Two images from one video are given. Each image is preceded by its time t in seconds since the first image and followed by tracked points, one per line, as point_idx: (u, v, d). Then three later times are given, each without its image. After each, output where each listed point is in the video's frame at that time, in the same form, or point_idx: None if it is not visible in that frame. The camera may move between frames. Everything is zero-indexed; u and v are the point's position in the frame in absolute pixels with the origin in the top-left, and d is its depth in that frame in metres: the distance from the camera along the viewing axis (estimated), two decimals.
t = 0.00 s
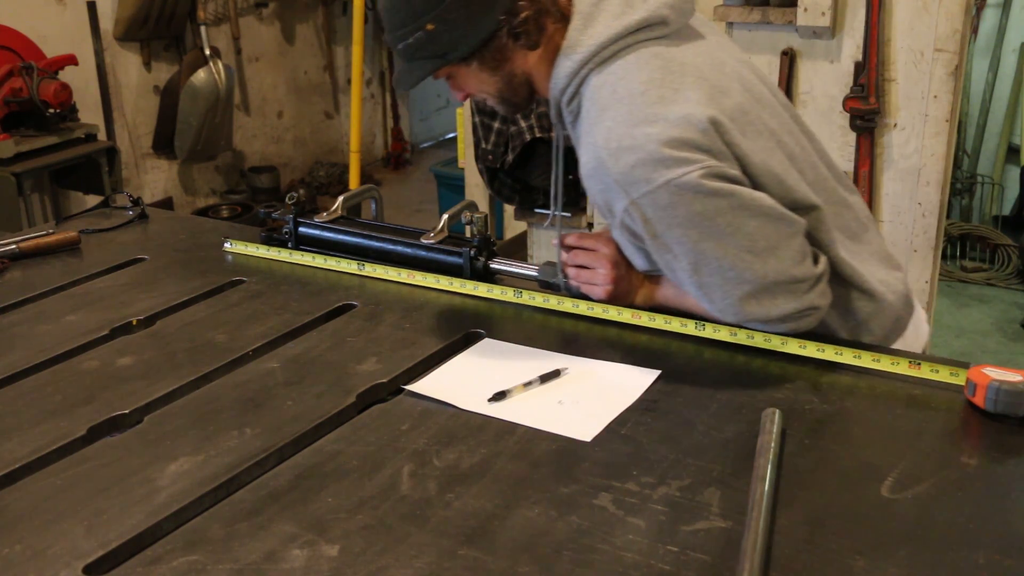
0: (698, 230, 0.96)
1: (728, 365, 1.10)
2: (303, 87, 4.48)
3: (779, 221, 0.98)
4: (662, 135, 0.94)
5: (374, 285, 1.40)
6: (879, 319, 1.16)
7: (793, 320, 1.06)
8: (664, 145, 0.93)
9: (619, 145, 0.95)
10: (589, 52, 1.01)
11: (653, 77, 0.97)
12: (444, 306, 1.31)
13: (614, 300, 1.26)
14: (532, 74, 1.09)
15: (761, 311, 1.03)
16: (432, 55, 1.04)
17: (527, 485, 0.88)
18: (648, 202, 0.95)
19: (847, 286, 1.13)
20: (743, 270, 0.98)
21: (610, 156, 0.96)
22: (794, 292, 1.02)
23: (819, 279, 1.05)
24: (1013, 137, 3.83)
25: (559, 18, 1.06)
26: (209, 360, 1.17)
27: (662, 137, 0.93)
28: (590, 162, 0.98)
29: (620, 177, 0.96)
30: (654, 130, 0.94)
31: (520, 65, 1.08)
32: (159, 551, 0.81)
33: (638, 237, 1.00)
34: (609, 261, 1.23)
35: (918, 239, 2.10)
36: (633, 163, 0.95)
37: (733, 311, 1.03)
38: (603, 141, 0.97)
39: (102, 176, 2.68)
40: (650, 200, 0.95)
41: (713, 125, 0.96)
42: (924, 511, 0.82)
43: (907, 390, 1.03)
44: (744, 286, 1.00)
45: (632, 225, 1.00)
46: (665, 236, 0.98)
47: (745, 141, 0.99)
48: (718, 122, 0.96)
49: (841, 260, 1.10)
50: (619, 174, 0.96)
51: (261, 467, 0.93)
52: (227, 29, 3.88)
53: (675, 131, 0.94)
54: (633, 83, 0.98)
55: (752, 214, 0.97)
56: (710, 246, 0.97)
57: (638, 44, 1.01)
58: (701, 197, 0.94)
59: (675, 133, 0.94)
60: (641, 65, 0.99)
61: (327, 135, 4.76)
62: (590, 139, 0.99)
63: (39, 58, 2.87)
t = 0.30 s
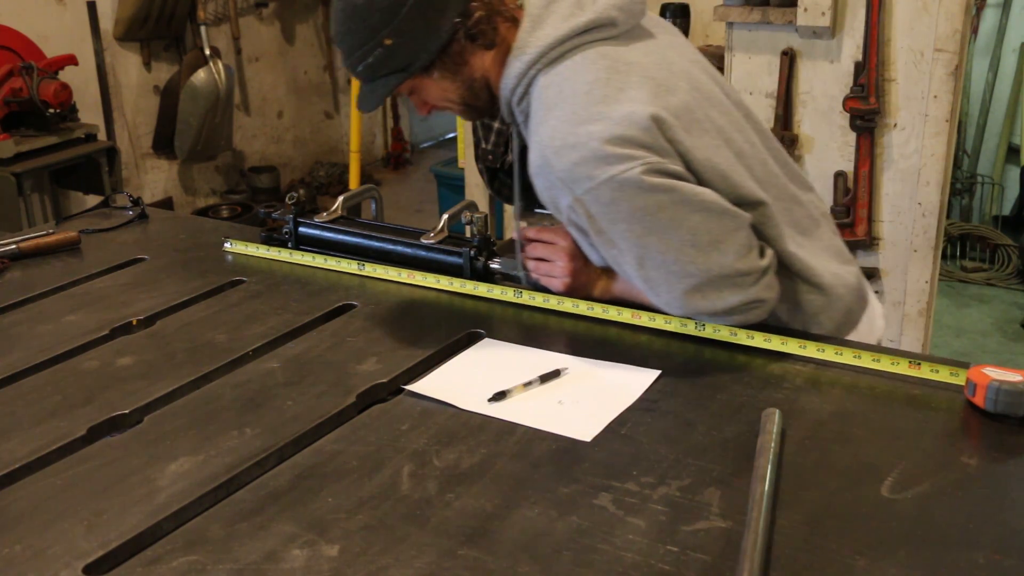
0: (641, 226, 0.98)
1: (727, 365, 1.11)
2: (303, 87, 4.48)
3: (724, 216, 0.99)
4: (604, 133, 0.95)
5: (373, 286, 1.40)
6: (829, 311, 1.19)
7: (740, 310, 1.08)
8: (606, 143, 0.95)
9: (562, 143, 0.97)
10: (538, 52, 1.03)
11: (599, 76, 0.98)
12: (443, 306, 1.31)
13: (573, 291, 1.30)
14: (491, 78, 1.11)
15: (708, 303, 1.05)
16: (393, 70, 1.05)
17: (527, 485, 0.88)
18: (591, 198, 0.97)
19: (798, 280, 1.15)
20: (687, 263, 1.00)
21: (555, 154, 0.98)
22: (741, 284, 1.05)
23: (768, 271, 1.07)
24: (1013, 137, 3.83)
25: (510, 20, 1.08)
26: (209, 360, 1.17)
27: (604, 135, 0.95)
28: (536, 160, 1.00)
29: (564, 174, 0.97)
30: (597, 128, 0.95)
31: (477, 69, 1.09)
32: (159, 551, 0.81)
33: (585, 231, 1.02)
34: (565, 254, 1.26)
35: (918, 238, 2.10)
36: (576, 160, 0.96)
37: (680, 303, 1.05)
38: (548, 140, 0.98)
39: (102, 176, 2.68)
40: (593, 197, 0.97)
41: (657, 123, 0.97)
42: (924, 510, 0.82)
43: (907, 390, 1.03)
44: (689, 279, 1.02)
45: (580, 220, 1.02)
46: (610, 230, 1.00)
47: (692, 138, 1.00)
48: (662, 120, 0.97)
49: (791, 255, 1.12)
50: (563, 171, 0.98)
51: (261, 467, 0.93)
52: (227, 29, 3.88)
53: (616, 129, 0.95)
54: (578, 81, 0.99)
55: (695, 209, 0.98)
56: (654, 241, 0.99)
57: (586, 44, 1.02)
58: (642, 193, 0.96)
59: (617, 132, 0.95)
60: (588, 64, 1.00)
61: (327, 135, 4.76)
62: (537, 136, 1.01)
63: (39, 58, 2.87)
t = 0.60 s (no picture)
0: (621, 195, 0.99)
1: (727, 365, 1.10)
2: (303, 87, 4.48)
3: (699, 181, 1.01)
4: (580, 107, 0.96)
5: (373, 285, 1.40)
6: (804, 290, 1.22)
7: (724, 282, 1.08)
8: (582, 117, 0.96)
9: (540, 120, 0.98)
10: (512, 37, 1.04)
11: (572, 56, 1.00)
12: (442, 306, 1.31)
13: (563, 287, 1.30)
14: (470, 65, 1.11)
15: (691, 274, 1.05)
16: (375, 62, 1.04)
17: (527, 485, 0.88)
18: (570, 171, 0.98)
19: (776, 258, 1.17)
20: (667, 232, 1.01)
21: (532, 132, 0.99)
22: (723, 252, 1.05)
23: (745, 239, 1.08)
24: (1013, 137, 3.83)
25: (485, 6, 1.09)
26: (210, 360, 1.17)
27: (580, 109, 0.96)
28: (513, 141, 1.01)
29: (542, 150, 0.98)
30: (573, 104, 0.97)
31: (456, 56, 1.10)
32: (159, 551, 0.81)
33: (566, 208, 1.02)
34: (551, 248, 1.27)
35: (918, 238, 2.10)
36: (552, 136, 0.97)
37: (662, 278, 1.05)
38: (525, 119, 1.00)
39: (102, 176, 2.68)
40: (572, 171, 0.98)
41: (630, 97, 0.99)
42: (923, 510, 0.82)
43: (907, 389, 1.03)
44: (670, 248, 1.02)
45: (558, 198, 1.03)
46: (591, 204, 1.00)
47: (664, 113, 1.02)
48: (635, 93, 0.99)
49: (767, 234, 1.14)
50: (541, 147, 0.99)
51: (261, 467, 0.93)
52: (227, 29, 3.88)
53: (592, 103, 0.96)
54: (553, 63, 1.01)
55: (673, 176, 1.00)
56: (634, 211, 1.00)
57: (558, 28, 1.04)
58: (619, 163, 0.97)
59: (592, 106, 0.96)
60: (561, 46, 1.02)
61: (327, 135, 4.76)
62: (514, 116, 1.01)
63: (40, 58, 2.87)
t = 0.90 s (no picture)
0: (685, 122, 0.94)
1: (727, 365, 1.10)
2: (303, 87, 4.48)
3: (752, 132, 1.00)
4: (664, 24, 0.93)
5: (373, 285, 1.40)
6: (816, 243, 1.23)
7: (737, 237, 1.05)
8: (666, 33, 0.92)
9: (623, 25, 0.92)
10: None
11: None
12: (443, 305, 1.31)
13: (563, 282, 1.25)
14: None
15: (718, 219, 1.02)
16: None
17: (528, 485, 0.88)
18: (644, 83, 0.92)
19: (784, 214, 1.17)
20: (714, 172, 0.98)
21: (613, 34, 0.92)
22: (750, 205, 1.03)
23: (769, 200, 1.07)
24: (1013, 137, 3.83)
25: None
26: (210, 360, 1.17)
27: (664, 25, 0.93)
28: (587, 40, 0.93)
29: (620, 55, 0.92)
30: (656, 18, 0.93)
31: None
32: (159, 551, 0.81)
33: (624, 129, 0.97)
34: (550, 243, 1.25)
35: (918, 238, 2.10)
36: (636, 43, 0.92)
37: (695, 213, 1.01)
38: (604, 21, 0.93)
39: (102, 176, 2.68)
40: (648, 82, 0.92)
41: (702, 31, 0.97)
42: (923, 510, 0.82)
43: (907, 390, 1.03)
44: (713, 187, 0.99)
45: (615, 116, 0.96)
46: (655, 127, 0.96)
47: (731, 67, 1.00)
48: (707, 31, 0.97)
49: (784, 189, 1.14)
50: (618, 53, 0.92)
51: (261, 467, 0.93)
52: (227, 29, 3.88)
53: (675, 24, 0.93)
54: None
55: (732, 119, 0.97)
56: (691, 142, 0.95)
57: None
58: (693, 88, 0.93)
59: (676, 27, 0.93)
60: None
61: (327, 135, 4.76)
62: (587, 20, 0.95)
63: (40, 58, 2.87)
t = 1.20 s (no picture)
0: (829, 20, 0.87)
1: (728, 365, 1.10)
2: (303, 87, 4.48)
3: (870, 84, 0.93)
4: None
5: (374, 285, 1.40)
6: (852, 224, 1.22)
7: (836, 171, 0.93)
8: None
9: None
10: None
11: None
12: (443, 305, 1.31)
13: (648, 259, 1.03)
14: None
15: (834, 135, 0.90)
16: None
17: (528, 485, 0.88)
18: None
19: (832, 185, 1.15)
20: (839, 87, 0.89)
21: None
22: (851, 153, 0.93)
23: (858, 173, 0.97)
24: (1013, 137, 3.83)
25: None
26: (210, 360, 1.17)
27: None
28: None
29: None
30: None
31: None
32: (159, 551, 0.81)
33: (728, 26, 0.92)
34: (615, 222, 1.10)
35: (918, 238, 2.10)
36: None
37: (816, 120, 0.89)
38: None
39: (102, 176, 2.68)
40: None
41: None
42: (924, 510, 0.82)
43: (907, 389, 1.03)
44: (831, 99, 0.89)
45: None
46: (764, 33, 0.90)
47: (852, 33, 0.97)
48: None
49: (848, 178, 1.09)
50: None
51: (261, 467, 0.93)
52: (227, 29, 3.88)
53: None
54: None
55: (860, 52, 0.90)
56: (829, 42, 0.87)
57: None
58: None
59: None
60: None
61: (327, 135, 4.76)
62: None
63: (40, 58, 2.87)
